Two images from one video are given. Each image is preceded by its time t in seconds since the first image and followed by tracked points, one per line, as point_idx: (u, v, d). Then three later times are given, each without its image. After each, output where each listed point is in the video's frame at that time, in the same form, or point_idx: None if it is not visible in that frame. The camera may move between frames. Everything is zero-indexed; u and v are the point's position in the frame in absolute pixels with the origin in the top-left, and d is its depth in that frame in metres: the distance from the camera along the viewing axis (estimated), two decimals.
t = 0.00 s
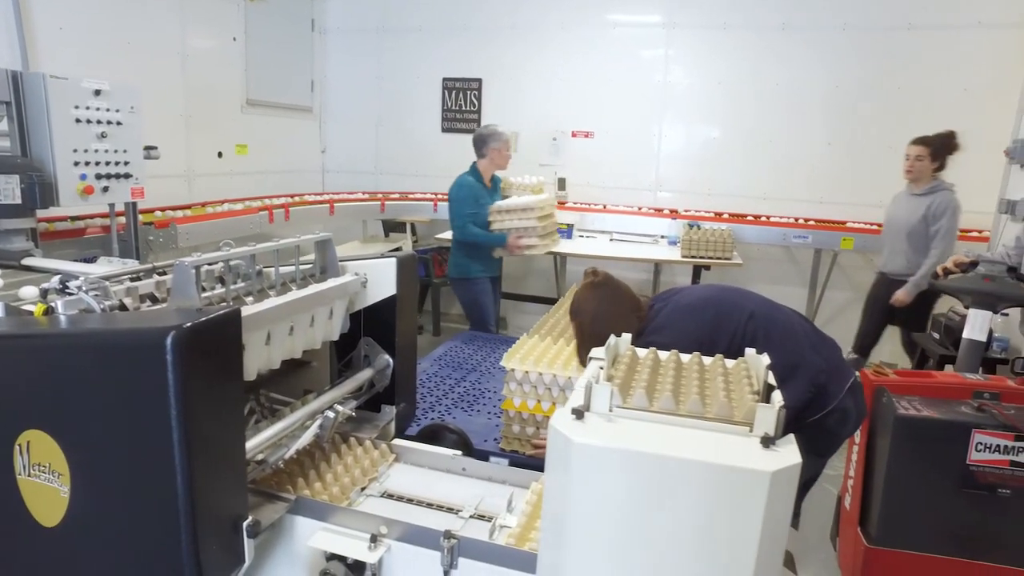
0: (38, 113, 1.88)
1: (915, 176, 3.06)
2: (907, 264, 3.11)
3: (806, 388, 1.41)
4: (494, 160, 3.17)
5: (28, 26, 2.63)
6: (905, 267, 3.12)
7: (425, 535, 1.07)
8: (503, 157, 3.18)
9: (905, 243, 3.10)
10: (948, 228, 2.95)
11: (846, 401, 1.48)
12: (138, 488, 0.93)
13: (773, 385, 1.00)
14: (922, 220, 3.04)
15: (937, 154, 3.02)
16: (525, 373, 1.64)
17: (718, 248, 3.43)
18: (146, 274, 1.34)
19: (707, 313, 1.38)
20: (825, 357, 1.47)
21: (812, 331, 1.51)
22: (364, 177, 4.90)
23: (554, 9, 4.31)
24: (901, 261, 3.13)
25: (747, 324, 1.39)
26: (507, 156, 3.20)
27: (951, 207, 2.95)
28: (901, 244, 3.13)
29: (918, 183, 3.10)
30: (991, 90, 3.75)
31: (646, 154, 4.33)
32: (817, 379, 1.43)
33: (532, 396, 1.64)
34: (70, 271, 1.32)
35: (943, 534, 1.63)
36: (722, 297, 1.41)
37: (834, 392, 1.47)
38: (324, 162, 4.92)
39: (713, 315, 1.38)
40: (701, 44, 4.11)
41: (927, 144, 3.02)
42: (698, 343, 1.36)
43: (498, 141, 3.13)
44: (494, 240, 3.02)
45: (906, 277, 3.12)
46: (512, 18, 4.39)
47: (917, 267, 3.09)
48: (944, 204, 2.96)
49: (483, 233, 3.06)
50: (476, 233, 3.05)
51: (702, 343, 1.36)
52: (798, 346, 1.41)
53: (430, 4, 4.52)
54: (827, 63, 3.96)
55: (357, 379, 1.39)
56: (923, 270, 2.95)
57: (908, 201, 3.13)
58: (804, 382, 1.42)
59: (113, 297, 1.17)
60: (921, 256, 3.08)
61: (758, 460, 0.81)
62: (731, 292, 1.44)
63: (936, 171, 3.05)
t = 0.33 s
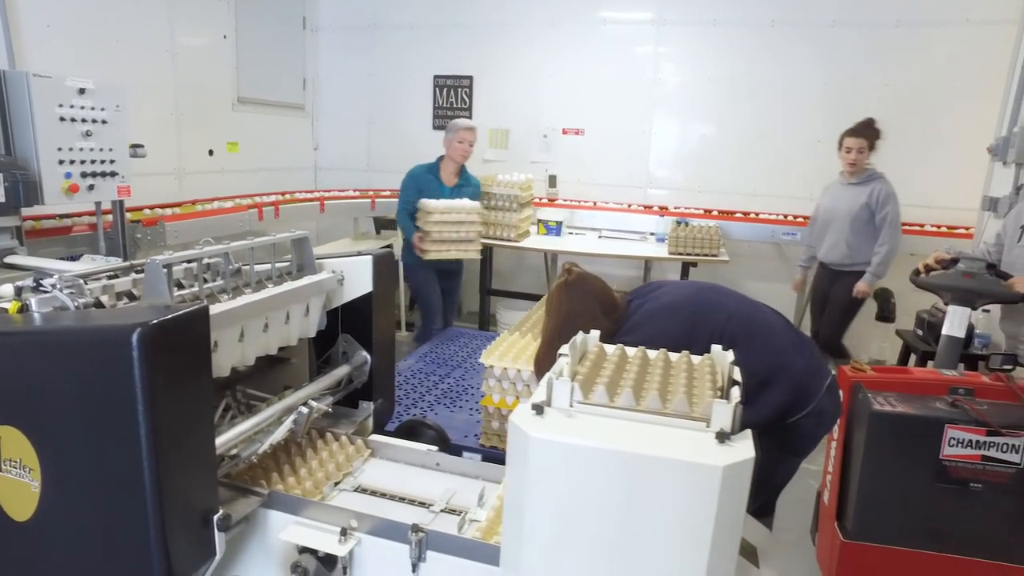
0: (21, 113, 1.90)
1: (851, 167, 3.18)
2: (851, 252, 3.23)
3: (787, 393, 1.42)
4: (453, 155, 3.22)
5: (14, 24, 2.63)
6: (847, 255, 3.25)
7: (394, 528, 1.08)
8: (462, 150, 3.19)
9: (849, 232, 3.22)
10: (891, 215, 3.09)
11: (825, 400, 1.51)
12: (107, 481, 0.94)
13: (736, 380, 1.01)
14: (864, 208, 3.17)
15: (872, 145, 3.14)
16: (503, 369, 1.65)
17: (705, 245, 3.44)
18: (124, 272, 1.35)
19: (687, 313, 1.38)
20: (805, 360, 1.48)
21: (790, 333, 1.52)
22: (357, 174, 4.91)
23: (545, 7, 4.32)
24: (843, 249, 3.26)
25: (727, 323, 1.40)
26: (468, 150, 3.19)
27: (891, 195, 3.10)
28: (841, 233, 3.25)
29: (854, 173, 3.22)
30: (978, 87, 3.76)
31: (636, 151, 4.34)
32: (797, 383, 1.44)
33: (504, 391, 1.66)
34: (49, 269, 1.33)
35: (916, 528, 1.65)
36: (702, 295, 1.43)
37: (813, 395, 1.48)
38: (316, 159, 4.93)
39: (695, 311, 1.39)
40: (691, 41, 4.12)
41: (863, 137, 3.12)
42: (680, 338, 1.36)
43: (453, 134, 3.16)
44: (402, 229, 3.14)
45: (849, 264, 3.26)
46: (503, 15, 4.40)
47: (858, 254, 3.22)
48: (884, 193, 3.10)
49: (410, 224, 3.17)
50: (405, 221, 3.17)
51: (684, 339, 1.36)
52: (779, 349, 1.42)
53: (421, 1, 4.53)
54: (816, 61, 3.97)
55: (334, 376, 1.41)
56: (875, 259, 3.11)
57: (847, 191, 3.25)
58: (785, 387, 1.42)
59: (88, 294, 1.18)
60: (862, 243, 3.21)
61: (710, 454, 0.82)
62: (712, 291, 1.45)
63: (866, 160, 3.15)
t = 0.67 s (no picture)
0: (8, 114, 1.92)
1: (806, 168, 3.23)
2: (807, 256, 3.28)
3: (737, 384, 1.50)
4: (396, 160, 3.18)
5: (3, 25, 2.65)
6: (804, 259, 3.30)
7: (367, 523, 1.10)
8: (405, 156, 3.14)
9: (807, 237, 3.26)
10: (847, 223, 3.19)
11: (781, 396, 1.56)
12: (82, 475, 0.96)
13: (701, 379, 1.03)
14: (825, 213, 3.21)
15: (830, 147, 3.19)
16: (483, 368, 1.67)
17: (692, 244, 3.46)
18: (105, 272, 1.36)
19: (650, 308, 1.42)
20: (763, 356, 1.54)
21: (753, 327, 1.58)
22: (349, 174, 4.93)
23: (537, 7, 4.33)
24: (800, 253, 3.30)
25: (688, 319, 1.44)
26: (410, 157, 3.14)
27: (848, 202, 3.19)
28: (797, 238, 3.30)
29: (811, 175, 3.26)
30: (965, 87, 3.79)
31: (626, 150, 4.36)
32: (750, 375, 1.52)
33: (479, 388, 1.68)
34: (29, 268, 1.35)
35: (891, 523, 1.67)
36: (667, 294, 1.47)
37: (768, 388, 1.54)
38: (309, 159, 4.94)
39: (657, 310, 1.43)
40: (681, 41, 4.14)
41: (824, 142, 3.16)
42: (641, 336, 1.40)
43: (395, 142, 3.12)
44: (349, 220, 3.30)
45: (804, 268, 3.31)
46: (494, 14, 4.42)
47: (814, 259, 3.28)
48: (845, 201, 3.17)
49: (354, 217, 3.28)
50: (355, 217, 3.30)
51: (645, 336, 1.40)
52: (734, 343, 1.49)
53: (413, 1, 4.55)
54: (808, 60, 3.98)
55: (313, 374, 1.43)
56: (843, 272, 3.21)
57: (806, 194, 3.28)
58: (734, 380, 1.50)
59: (68, 293, 1.20)
60: (818, 248, 3.27)
61: (666, 450, 0.84)
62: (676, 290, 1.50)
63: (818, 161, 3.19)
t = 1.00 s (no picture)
0: None
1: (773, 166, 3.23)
2: (770, 255, 3.28)
3: (729, 385, 1.52)
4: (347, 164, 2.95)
5: None
6: (768, 258, 3.30)
7: (349, 523, 1.12)
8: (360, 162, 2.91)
9: (770, 236, 3.26)
10: (809, 222, 3.18)
11: (770, 395, 1.59)
12: (66, 475, 0.98)
13: (677, 381, 1.05)
14: (788, 212, 3.21)
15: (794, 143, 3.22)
16: (468, 368, 1.69)
17: (682, 245, 3.48)
18: (92, 274, 1.38)
19: (639, 307, 1.43)
20: (751, 355, 1.57)
21: (739, 326, 1.60)
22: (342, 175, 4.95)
23: (528, 8, 4.35)
24: (764, 252, 3.30)
25: (678, 319, 1.47)
26: (362, 165, 2.91)
27: (811, 201, 3.18)
28: (761, 238, 3.29)
29: (777, 173, 3.26)
30: (952, 88, 3.82)
31: (618, 151, 4.39)
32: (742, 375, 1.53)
33: (463, 388, 1.71)
34: (19, 270, 1.36)
35: (871, 522, 1.70)
36: (656, 290, 1.48)
37: (758, 388, 1.57)
38: (303, 160, 4.90)
39: (646, 307, 1.45)
40: (673, 43, 4.16)
41: (785, 137, 3.17)
42: (629, 336, 1.42)
43: (344, 147, 2.89)
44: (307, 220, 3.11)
45: (769, 268, 3.31)
46: (486, 16, 4.44)
47: (778, 259, 3.27)
48: (807, 198, 3.17)
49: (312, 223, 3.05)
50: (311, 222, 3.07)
51: (632, 335, 1.42)
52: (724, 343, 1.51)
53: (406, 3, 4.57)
54: (797, 61, 4.01)
55: (300, 374, 1.45)
56: (801, 274, 3.18)
57: (771, 191, 3.28)
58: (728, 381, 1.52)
59: (54, 296, 1.21)
60: (782, 247, 3.26)
61: (637, 450, 0.86)
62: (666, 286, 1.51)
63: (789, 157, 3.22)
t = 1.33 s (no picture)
0: None
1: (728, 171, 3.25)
2: (728, 257, 3.26)
3: (695, 379, 1.55)
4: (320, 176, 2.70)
5: None
6: (725, 261, 3.29)
7: (339, 525, 1.14)
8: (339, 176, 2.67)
9: (726, 238, 3.25)
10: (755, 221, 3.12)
11: (732, 393, 1.59)
12: (57, 479, 0.99)
13: (663, 387, 1.07)
14: (738, 213, 3.19)
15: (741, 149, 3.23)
16: (459, 370, 1.71)
17: (674, 247, 3.50)
18: (84, 279, 1.39)
19: (635, 286, 1.51)
20: (723, 351, 1.58)
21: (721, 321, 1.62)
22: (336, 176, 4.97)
23: (522, 9, 4.37)
24: (721, 255, 3.30)
25: (667, 305, 1.52)
26: (337, 178, 2.67)
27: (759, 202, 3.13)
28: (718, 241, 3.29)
29: (734, 176, 3.26)
30: (941, 91, 3.87)
31: (612, 152, 4.41)
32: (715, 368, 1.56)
33: (454, 391, 1.74)
34: (13, 274, 1.37)
35: (859, 522, 1.72)
36: (657, 271, 1.55)
37: (722, 384, 1.57)
38: (298, 162, 4.91)
39: (639, 286, 1.51)
40: (666, 45, 4.19)
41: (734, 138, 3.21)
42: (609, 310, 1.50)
43: (317, 158, 2.65)
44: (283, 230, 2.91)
45: (727, 271, 3.29)
46: (480, 18, 4.46)
47: (734, 262, 3.25)
48: (756, 199, 3.12)
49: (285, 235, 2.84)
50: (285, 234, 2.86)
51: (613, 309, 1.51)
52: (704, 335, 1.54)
53: (400, 5, 4.58)
54: (787, 61, 4.04)
55: (292, 378, 1.47)
56: (742, 273, 3.07)
57: (728, 193, 3.28)
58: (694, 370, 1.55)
59: (46, 302, 1.23)
60: (737, 249, 3.24)
61: (619, 454, 0.88)
62: (666, 270, 1.57)
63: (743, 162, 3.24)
